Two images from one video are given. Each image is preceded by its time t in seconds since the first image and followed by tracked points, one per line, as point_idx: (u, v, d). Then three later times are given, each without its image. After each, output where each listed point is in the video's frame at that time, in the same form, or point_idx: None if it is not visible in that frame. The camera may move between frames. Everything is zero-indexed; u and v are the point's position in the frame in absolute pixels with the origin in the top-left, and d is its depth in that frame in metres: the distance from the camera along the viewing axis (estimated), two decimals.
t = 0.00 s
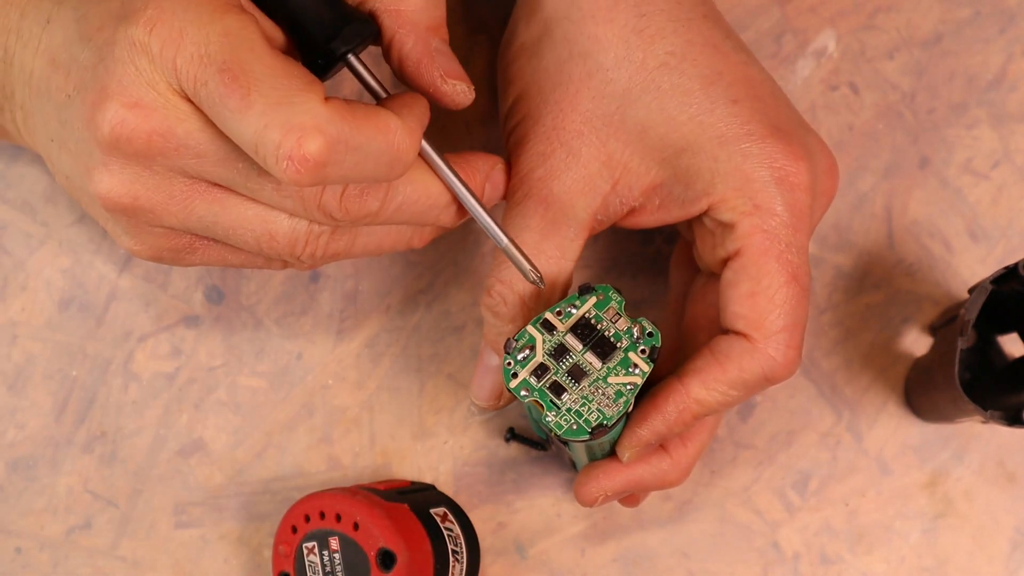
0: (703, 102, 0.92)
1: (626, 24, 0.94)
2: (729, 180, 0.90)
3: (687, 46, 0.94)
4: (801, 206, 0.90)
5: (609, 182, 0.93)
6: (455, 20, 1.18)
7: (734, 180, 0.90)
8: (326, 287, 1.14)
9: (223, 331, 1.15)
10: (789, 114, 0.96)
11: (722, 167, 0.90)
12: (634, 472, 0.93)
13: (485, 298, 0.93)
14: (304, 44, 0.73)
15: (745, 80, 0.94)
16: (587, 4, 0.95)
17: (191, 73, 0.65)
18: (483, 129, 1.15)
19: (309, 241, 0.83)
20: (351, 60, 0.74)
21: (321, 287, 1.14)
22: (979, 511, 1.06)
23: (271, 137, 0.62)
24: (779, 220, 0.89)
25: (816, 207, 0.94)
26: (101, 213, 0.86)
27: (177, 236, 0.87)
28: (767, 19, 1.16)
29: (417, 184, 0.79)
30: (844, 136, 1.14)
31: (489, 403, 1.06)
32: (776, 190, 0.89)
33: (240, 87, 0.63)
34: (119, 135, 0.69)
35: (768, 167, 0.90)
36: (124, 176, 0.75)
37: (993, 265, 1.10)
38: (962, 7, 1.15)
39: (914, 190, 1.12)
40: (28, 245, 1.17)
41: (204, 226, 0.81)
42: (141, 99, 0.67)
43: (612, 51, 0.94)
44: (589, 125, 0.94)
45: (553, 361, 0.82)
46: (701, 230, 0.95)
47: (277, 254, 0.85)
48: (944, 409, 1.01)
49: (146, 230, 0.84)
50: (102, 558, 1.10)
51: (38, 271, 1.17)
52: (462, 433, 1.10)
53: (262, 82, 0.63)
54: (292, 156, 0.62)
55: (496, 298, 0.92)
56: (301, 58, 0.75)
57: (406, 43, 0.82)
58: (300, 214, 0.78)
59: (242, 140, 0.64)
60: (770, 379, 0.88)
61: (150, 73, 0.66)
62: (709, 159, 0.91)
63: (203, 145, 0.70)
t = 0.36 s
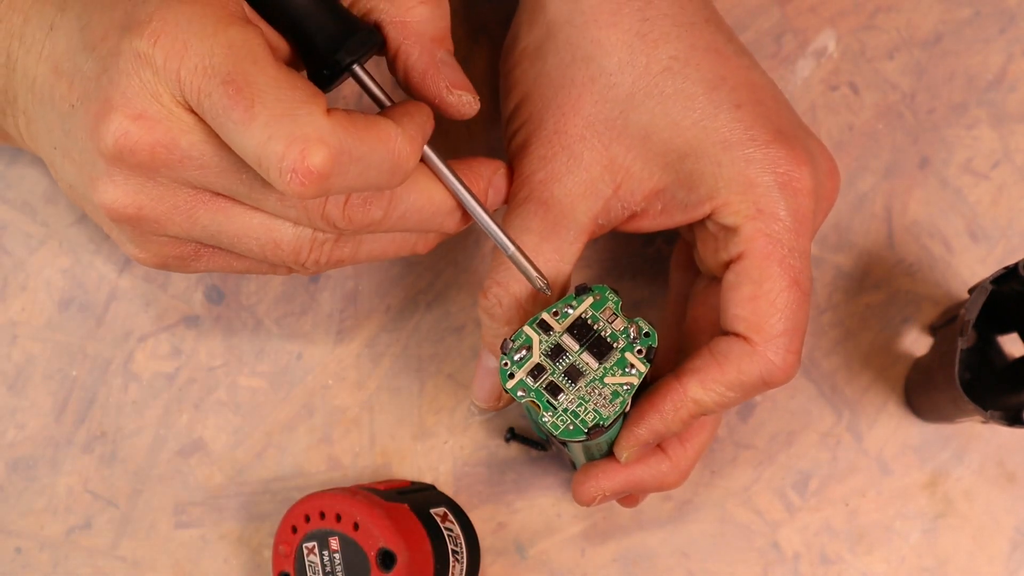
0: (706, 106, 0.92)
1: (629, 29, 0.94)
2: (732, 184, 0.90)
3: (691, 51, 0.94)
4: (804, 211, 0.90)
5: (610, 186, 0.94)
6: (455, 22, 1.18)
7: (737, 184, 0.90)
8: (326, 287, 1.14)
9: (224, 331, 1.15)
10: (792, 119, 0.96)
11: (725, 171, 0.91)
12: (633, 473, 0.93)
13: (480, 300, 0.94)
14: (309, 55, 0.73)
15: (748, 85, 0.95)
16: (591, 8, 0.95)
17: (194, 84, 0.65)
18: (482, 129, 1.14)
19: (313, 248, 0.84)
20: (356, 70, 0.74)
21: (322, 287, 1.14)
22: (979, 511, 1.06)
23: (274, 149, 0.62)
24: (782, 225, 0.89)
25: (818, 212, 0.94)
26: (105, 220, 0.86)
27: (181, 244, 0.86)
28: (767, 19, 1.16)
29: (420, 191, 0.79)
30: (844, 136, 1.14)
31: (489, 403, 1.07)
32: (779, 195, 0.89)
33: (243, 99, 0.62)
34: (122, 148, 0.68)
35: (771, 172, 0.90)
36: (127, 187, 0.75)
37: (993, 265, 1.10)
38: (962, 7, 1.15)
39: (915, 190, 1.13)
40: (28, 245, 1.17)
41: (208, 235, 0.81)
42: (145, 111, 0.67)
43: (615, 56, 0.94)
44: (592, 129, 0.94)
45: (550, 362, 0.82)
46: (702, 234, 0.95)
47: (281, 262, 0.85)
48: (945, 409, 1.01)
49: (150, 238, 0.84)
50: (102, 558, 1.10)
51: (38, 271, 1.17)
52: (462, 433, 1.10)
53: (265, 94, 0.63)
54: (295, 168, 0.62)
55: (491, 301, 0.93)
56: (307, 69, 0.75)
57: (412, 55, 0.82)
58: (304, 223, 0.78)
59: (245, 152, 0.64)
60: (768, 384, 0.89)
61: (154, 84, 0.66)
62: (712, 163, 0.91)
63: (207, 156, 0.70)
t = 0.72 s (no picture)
0: (703, 107, 0.92)
1: (626, 29, 0.94)
2: (731, 183, 0.90)
3: (687, 51, 0.94)
4: (803, 209, 0.90)
5: (608, 188, 0.94)
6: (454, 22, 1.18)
7: (735, 183, 0.90)
8: (326, 287, 1.14)
9: (223, 331, 1.15)
10: (789, 118, 0.96)
11: (723, 171, 0.90)
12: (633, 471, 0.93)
13: (476, 301, 0.94)
14: (325, 26, 0.72)
15: (745, 85, 0.95)
16: (587, 9, 0.95)
17: (196, 47, 0.63)
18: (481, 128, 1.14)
19: (327, 221, 0.81)
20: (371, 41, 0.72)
21: (322, 287, 1.14)
22: (979, 511, 1.06)
23: (283, 106, 0.61)
24: (781, 223, 0.89)
25: (817, 211, 0.94)
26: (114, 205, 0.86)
27: (190, 226, 0.85)
28: (767, 19, 1.16)
29: (433, 159, 0.77)
30: (844, 136, 1.14)
31: (489, 405, 1.07)
32: (778, 194, 0.89)
33: (249, 62, 0.61)
34: (123, 119, 0.68)
35: (769, 171, 0.90)
36: (132, 160, 0.75)
37: (993, 265, 1.10)
38: (962, 7, 1.15)
39: (914, 190, 1.13)
40: (28, 245, 1.17)
41: (217, 211, 0.79)
42: (146, 80, 0.67)
43: (612, 57, 0.94)
44: (589, 131, 0.94)
45: (549, 361, 0.82)
46: (701, 234, 0.95)
47: (295, 238, 0.83)
48: (945, 409, 1.01)
49: (158, 220, 0.83)
50: (102, 558, 1.10)
51: (38, 271, 1.17)
52: (462, 433, 1.10)
53: (270, 54, 0.62)
54: (306, 127, 0.61)
55: (487, 303, 0.93)
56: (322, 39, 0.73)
57: (426, 32, 0.79)
58: (315, 192, 0.76)
59: (253, 116, 0.63)
60: (767, 382, 0.89)
61: (156, 52, 0.66)
62: (710, 163, 0.91)
63: (211, 125, 0.69)
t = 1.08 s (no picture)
0: (708, 106, 0.92)
1: (631, 29, 0.94)
2: (735, 182, 0.90)
3: (691, 51, 0.94)
4: (808, 208, 0.90)
5: (613, 187, 0.94)
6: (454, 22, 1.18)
7: (740, 182, 0.90)
8: (326, 287, 1.14)
9: (224, 331, 1.15)
10: (793, 118, 0.96)
11: (728, 170, 0.90)
12: (634, 468, 0.93)
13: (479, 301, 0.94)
14: (371, 45, 0.72)
15: (750, 84, 0.95)
16: (593, 8, 0.95)
17: (222, 56, 0.64)
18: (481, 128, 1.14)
19: (344, 237, 0.81)
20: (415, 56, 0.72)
21: (322, 287, 1.14)
22: (979, 511, 1.06)
23: (311, 127, 0.62)
24: (785, 222, 0.89)
25: (821, 210, 0.94)
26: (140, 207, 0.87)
27: (209, 234, 0.86)
28: (767, 19, 1.16)
29: (454, 173, 0.78)
30: (844, 136, 1.14)
31: (495, 401, 1.06)
32: (782, 193, 0.89)
33: (278, 76, 0.62)
34: (143, 125, 0.69)
35: (774, 170, 0.90)
36: (151, 166, 0.75)
37: (993, 265, 1.10)
38: (962, 7, 1.15)
39: (915, 190, 1.13)
40: (28, 245, 1.17)
41: (234, 221, 0.80)
42: (167, 86, 0.67)
43: (617, 56, 0.94)
44: (594, 130, 0.95)
45: (549, 354, 0.82)
46: (705, 233, 0.95)
47: (310, 252, 0.83)
48: (945, 409, 1.01)
49: (177, 226, 0.84)
50: (102, 558, 1.11)
51: (38, 271, 1.17)
52: (462, 433, 1.10)
53: (299, 69, 0.62)
54: (334, 147, 0.62)
55: (489, 302, 0.93)
56: (367, 56, 0.73)
57: (473, 51, 0.78)
58: (334, 206, 0.76)
59: (281, 131, 0.64)
60: (769, 380, 0.88)
61: (182, 59, 0.66)
62: (715, 162, 0.91)
63: (232, 134, 0.70)
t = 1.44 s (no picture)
0: (709, 104, 0.92)
1: (631, 28, 0.94)
2: (737, 180, 0.90)
3: (691, 50, 0.94)
4: (810, 206, 0.90)
5: (614, 186, 0.94)
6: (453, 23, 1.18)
7: (741, 180, 0.90)
8: (326, 287, 1.14)
9: (224, 331, 1.15)
10: (793, 116, 0.96)
11: (730, 168, 0.90)
12: (637, 466, 0.92)
13: (484, 301, 0.95)
14: (375, 65, 0.72)
15: (750, 82, 0.95)
16: (593, 9, 0.95)
17: (223, 74, 0.64)
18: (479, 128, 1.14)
19: (344, 249, 0.82)
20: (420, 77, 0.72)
21: (322, 287, 1.14)
22: (979, 511, 1.06)
23: (309, 148, 0.62)
24: (787, 219, 0.89)
25: (822, 208, 0.94)
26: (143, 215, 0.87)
27: (209, 244, 0.86)
28: (767, 19, 1.16)
29: (453, 190, 0.77)
30: (844, 136, 1.14)
31: (507, 399, 1.02)
32: (783, 190, 0.89)
33: (277, 96, 0.62)
34: (142, 140, 0.69)
35: (775, 167, 0.90)
36: (151, 179, 0.76)
37: (993, 265, 1.10)
38: (962, 7, 1.15)
39: (915, 190, 1.13)
40: (28, 245, 1.17)
41: (234, 234, 0.80)
42: (167, 101, 0.68)
43: (618, 56, 0.94)
44: (595, 130, 0.95)
45: (547, 345, 0.83)
46: (707, 231, 0.95)
47: (310, 264, 0.84)
48: (945, 409, 1.01)
49: (177, 236, 0.84)
50: (102, 558, 1.10)
51: (38, 270, 1.17)
52: (462, 433, 1.10)
53: (299, 91, 0.62)
54: (332, 169, 0.62)
55: (492, 302, 0.94)
56: (371, 75, 0.73)
57: (477, 74, 0.78)
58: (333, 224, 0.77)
59: (279, 151, 0.63)
60: (770, 375, 0.88)
61: (182, 75, 0.66)
62: (717, 160, 0.91)
63: (232, 151, 0.70)
